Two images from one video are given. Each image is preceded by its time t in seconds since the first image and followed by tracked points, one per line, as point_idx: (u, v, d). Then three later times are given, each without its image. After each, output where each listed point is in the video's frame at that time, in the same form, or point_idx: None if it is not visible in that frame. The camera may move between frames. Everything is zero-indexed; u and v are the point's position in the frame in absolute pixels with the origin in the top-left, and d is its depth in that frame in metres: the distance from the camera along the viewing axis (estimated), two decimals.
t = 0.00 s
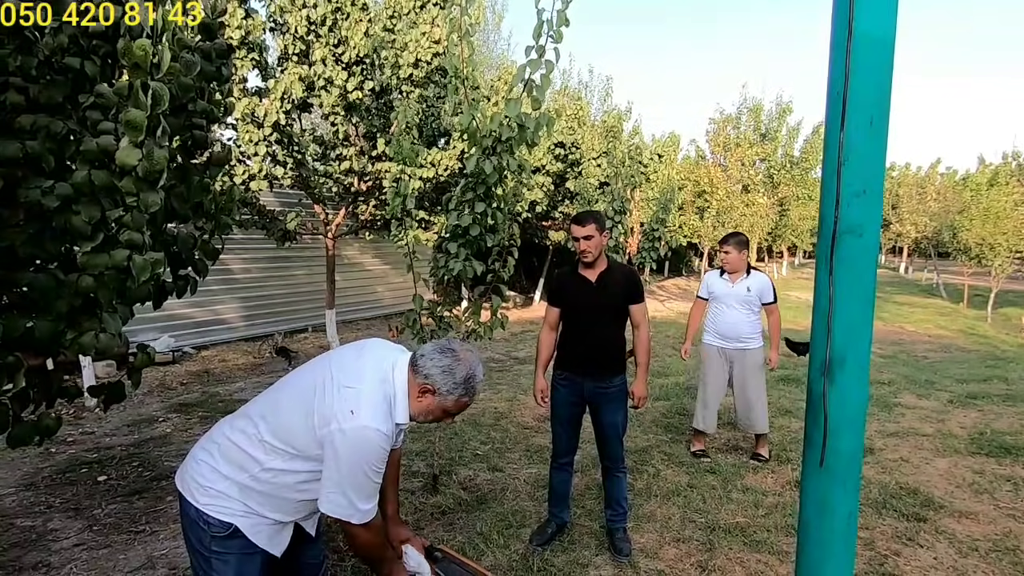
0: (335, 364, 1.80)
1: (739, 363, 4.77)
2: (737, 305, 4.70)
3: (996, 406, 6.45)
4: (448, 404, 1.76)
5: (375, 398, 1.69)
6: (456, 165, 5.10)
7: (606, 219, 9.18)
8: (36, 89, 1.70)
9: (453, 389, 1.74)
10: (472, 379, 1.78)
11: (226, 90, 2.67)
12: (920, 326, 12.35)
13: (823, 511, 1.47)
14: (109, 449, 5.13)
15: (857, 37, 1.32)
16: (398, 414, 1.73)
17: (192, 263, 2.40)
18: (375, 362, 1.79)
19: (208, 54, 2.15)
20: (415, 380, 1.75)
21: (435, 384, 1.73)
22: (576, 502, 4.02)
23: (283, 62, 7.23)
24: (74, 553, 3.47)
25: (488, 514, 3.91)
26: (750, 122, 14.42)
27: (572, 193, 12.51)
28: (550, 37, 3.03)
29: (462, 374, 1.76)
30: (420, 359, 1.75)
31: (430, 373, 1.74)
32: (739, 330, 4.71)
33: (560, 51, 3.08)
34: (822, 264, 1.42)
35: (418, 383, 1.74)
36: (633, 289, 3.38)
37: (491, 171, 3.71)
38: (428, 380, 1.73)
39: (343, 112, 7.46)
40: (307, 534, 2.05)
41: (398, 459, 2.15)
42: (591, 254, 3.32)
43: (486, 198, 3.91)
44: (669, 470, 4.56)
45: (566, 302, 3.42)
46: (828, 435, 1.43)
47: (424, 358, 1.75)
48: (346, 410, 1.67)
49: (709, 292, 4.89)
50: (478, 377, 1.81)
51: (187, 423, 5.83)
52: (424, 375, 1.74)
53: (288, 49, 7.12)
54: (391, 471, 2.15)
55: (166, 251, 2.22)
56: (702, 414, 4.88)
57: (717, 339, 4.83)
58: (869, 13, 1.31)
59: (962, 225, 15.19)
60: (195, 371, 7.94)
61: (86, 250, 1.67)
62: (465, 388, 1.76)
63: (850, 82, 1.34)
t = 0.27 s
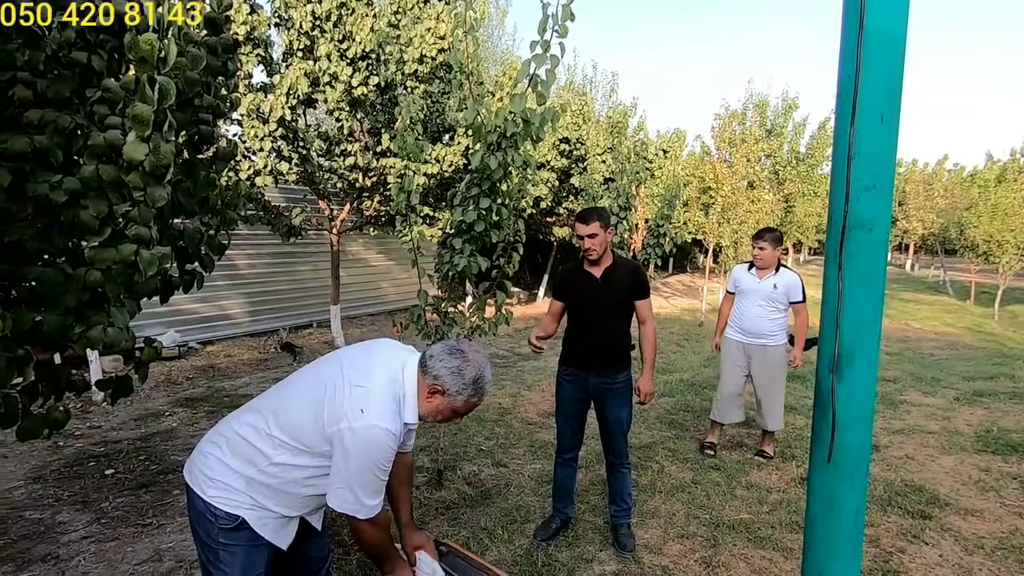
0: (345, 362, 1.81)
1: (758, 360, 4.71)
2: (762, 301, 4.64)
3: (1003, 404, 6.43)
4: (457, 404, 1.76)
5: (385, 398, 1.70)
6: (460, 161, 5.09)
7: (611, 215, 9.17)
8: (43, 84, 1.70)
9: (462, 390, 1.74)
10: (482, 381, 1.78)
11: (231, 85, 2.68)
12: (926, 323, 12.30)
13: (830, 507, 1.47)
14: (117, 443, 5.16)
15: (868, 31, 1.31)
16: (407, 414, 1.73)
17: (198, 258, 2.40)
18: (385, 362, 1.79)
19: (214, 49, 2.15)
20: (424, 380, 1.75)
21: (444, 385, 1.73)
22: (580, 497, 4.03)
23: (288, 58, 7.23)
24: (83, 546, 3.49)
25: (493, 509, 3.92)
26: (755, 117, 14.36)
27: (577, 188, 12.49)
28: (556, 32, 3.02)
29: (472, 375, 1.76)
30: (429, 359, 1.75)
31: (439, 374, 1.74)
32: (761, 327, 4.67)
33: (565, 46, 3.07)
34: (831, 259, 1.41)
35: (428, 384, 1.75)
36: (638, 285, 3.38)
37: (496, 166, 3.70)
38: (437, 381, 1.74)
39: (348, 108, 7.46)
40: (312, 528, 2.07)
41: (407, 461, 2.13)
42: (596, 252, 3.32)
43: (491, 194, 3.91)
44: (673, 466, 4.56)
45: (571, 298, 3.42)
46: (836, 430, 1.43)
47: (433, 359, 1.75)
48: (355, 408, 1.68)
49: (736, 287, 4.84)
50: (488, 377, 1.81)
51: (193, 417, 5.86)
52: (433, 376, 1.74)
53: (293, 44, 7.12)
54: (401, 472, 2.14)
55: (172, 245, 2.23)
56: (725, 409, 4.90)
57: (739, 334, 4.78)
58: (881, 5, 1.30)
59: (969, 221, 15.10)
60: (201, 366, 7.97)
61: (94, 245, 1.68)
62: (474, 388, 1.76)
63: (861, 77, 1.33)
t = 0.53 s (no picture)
0: (348, 362, 1.82)
1: (768, 358, 4.72)
2: (773, 301, 4.64)
3: (1007, 403, 6.41)
4: (459, 406, 1.77)
5: (387, 398, 1.71)
6: (463, 161, 5.10)
7: (614, 214, 9.18)
8: (50, 86, 1.73)
9: (464, 393, 1.75)
10: (484, 384, 1.79)
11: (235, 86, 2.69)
12: (930, 322, 12.27)
13: (830, 505, 1.48)
14: (122, 441, 5.19)
15: (869, 31, 1.31)
16: (410, 414, 1.75)
17: (203, 257, 2.42)
18: (388, 363, 1.81)
19: (218, 50, 2.16)
20: (426, 384, 1.76)
21: (446, 388, 1.74)
22: (583, 496, 4.04)
23: (291, 57, 7.25)
24: (89, 543, 3.52)
25: (496, 507, 3.93)
26: (759, 116, 14.34)
27: (580, 187, 12.49)
28: (558, 32, 3.03)
29: (473, 378, 1.77)
30: (431, 361, 1.77)
31: (442, 377, 1.75)
32: (770, 326, 4.68)
33: (568, 46, 3.07)
34: (831, 259, 1.42)
35: (430, 386, 1.76)
36: (641, 283, 3.37)
37: (499, 166, 3.71)
38: (439, 384, 1.74)
39: (351, 107, 7.47)
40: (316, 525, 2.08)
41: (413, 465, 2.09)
42: (596, 257, 3.33)
43: (494, 193, 3.91)
44: (676, 465, 4.57)
45: (574, 297, 3.42)
46: (836, 429, 1.44)
47: (435, 362, 1.76)
48: (357, 408, 1.69)
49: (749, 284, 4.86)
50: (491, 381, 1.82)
51: (197, 416, 5.89)
52: (435, 379, 1.75)
53: (296, 44, 7.13)
54: (406, 477, 2.10)
55: (177, 245, 2.25)
56: (745, 407, 4.94)
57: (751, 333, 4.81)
58: (881, 7, 1.31)
59: (974, 219, 15.04)
60: (205, 365, 8.00)
61: (100, 245, 1.69)
62: (475, 391, 1.77)
63: (861, 77, 1.33)
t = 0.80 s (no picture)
0: (348, 365, 1.84)
1: (774, 359, 4.72)
2: (778, 302, 4.66)
3: (1009, 403, 6.41)
4: (458, 410, 1.78)
5: (386, 401, 1.73)
6: (464, 163, 5.12)
7: (615, 215, 9.18)
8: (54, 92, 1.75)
9: (463, 396, 1.77)
10: (483, 387, 1.81)
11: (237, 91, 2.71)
12: (933, 322, 12.26)
13: (826, 507, 1.49)
14: (125, 444, 5.21)
15: (862, 36, 1.33)
16: (410, 417, 1.77)
17: (204, 260, 2.43)
18: (388, 366, 1.82)
19: (219, 55, 2.18)
20: (425, 387, 1.78)
21: (445, 392, 1.76)
22: (584, 497, 4.05)
23: (293, 60, 7.28)
24: (92, 546, 3.53)
25: (497, 509, 3.94)
26: (760, 116, 14.34)
27: (581, 189, 12.51)
28: (559, 35, 3.04)
29: (472, 381, 1.78)
30: (431, 365, 1.78)
31: (441, 381, 1.76)
32: (775, 327, 4.69)
33: (568, 50, 3.09)
34: (826, 262, 1.43)
35: (429, 390, 1.77)
36: (642, 285, 3.37)
37: (500, 168, 3.72)
38: (438, 387, 1.76)
39: (352, 110, 7.50)
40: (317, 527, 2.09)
41: (413, 467, 2.11)
42: (594, 260, 3.32)
43: (495, 196, 3.93)
44: (678, 466, 4.58)
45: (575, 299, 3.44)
46: (831, 431, 1.45)
47: (434, 366, 1.77)
48: (356, 410, 1.71)
49: (754, 284, 4.88)
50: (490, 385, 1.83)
51: (200, 418, 5.91)
52: (434, 382, 1.77)
53: (297, 47, 7.16)
54: (406, 479, 2.12)
55: (180, 249, 2.26)
56: (749, 406, 5.00)
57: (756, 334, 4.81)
58: (875, 12, 1.32)
59: (976, 219, 15.04)
60: (207, 366, 8.02)
61: (104, 249, 1.70)
62: (474, 395, 1.78)
63: (855, 81, 1.35)
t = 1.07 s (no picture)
0: (348, 367, 1.85)
1: (776, 359, 4.72)
2: (779, 303, 4.66)
3: (1009, 404, 6.41)
4: (458, 411, 1.79)
5: (385, 403, 1.73)
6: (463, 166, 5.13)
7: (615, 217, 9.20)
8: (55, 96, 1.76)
9: (463, 398, 1.77)
10: (482, 389, 1.82)
11: (237, 94, 2.72)
12: (933, 323, 12.27)
13: (824, 508, 1.49)
14: (125, 447, 5.21)
15: (856, 41, 1.34)
16: (411, 419, 1.77)
17: (205, 263, 2.44)
18: (388, 367, 1.83)
19: (219, 60, 2.19)
20: (425, 389, 1.78)
21: (445, 394, 1.76)
22: (585, 499, 4.05)
23: (292, 64, 7.29)
24: (93, 549, 3.53)
25: (497, 511, 3.94)
26: (759, 118, 14.36)
27: (580, 191, 12.53)
28: (559, 39, 3.05)
29: (472, 382, 1.79)
30: (431, 367, 1.78)
31: (441, 383, 1.76)
32: (777, 328, 4.69)
33: (568, 53, 3.10)
34: (823, 264, 1.44)
35: (429, 391, 1.78)
36: (642, 287, 3.39)
37: (499, 171, 3.74)
38: (438, 389, 1.76)
39: (352, 113, 7.51)
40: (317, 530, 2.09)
41: (412, 471, 2.14)
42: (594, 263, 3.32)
43: (495, 199, 3.94)
44: (678, 468, 4.58)
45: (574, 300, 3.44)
46: (829, 432, 1.45)
47: (434, 368, 1.77)
48: (355, 412, 1.71)
49: (753, 286, 4.88)
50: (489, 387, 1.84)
51: (200, 421, 5.91)
52: (434, 384, 1.77)
53: (297, 51, 7.17)
54: (406, 482, 2.14)
55: (180, 252, 2.27)
56: (752, 406, 5.01)
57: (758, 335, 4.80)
58: (870, 17, 1.33)
59: (975, 220, 15.06)
60: (207, 369, 8.02)
61: (105, 253, 1.71)
62: (474, 397, 1.79)
63: (849, 85, 1.35)
